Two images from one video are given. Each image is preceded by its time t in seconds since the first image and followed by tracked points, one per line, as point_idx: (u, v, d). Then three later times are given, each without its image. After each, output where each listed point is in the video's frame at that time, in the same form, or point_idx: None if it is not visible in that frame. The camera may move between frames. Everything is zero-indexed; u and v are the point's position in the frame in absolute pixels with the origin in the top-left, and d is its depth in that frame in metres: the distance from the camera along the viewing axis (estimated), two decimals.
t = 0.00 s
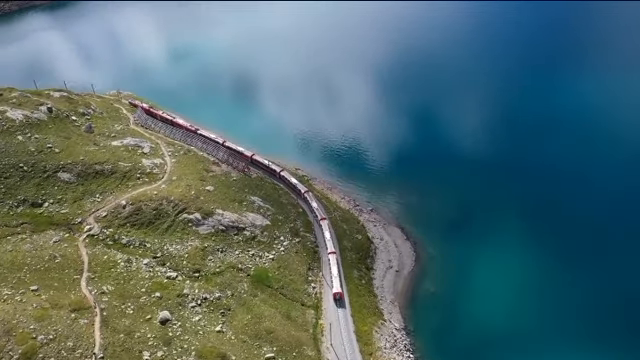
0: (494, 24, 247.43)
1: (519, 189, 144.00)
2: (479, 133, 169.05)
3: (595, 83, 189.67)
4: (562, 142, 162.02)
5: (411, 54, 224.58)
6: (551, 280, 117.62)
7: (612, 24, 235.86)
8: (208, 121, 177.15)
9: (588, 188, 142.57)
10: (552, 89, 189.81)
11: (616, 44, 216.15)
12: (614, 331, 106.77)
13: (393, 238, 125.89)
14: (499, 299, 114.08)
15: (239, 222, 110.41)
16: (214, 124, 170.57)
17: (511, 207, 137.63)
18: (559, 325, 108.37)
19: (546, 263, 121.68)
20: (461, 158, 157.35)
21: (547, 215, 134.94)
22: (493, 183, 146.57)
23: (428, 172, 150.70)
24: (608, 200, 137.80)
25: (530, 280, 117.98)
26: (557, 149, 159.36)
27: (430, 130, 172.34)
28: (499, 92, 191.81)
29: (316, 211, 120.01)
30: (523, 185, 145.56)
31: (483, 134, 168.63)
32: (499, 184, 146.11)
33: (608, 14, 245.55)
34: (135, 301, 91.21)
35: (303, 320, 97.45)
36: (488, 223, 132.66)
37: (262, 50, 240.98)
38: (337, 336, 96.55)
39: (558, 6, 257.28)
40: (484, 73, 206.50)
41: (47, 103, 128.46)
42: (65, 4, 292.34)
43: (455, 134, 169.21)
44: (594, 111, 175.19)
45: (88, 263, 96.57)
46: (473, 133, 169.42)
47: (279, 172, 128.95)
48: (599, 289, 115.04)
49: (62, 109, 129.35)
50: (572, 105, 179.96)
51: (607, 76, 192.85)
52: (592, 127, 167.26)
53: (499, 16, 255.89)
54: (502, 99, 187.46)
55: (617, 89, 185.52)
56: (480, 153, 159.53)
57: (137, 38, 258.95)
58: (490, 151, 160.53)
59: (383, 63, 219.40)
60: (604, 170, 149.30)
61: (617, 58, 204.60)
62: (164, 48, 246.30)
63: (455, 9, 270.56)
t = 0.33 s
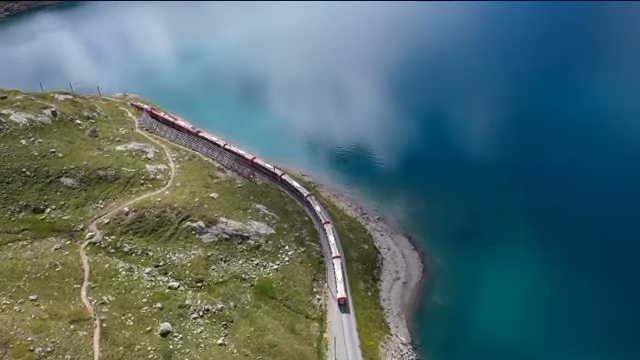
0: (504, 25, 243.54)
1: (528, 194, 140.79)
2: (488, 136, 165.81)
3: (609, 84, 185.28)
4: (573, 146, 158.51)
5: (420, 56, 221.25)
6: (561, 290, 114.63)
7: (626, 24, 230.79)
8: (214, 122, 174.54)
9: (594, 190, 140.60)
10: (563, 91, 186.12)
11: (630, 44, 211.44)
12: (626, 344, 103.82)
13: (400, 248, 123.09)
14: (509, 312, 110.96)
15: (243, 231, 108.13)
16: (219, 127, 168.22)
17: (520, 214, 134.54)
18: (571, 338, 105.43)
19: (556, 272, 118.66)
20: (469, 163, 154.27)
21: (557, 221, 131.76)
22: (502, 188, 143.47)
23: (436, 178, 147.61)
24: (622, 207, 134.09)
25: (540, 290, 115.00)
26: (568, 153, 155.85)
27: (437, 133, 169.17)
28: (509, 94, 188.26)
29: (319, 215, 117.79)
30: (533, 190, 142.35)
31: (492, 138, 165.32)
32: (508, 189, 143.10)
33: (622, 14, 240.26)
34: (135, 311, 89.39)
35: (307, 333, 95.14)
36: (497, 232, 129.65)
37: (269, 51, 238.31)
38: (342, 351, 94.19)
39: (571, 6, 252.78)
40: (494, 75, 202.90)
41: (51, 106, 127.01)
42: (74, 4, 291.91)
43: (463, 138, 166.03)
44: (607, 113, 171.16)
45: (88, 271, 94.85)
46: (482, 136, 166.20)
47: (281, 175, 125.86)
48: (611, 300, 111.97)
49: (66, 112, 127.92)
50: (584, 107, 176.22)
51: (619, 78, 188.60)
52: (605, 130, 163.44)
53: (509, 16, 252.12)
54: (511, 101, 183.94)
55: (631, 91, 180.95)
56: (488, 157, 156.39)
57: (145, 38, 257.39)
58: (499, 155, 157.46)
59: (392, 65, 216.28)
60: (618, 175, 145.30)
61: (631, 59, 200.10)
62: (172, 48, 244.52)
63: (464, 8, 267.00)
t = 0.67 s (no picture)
0: (515, 25, 239.55)
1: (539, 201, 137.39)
2: (498, 141, 162.30)
3: (622, 86, 181.10)
4: (585, 151, 154.64)
5: (429, 56, 217.80)
6: (573, 303, 111.34)
7: None
8: (220, 125, 172.13)
9: (607, 197, 136.79)
10: (574, 93, 181.92)
11: None
12: None
13: (407, 259, 120.34)
14: (519, 325, 107.84)
15: (247, 240, 105.87)
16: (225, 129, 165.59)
17: (530, 222, 131.26)
18: (583, 353, 102.36)
19: (567, 283, 115.36)
20: (478, 168, 151.03)
21: (568, 229, 128.33)
22: (512, 195, 140.18)
23: (445, 184, 144.47)
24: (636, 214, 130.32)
25: (551, 302, 111.78)
26: (579, 158, 151.99)
27: (445, 137, 165.79)
28: (519, 96, 184.42)
29: (322, 219, 115.95)
30: (543, 196, 138.96)
31: (501, 142, 161.76)
32: (518, 196, 139.83)
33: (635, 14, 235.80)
34: (135, 323, 87.62)
35: (311, 347, 92.64)
36: (506, 241, 126.48)
37: (276, 52, 235.76)
38: None
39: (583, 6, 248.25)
40: (504, 76, 199.07)
41: (55, 110, 125.66)
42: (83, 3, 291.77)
43: (471, 142, 162.71)
44: (620, 115, 166.99)
45: (89, 281, 93.09)
46: (491, 140, 162.68)
47: (283, 179, 123.93)
48: (624, 311, 108.58)
49: (70, 116, 126.50)
50: (596, 109, 172.04)
51: (632, 80, 184.18)
52: (618, 133, 159.39)
53: (519, 16, 248.20)
54: (521, 104, 180.23)
55: None
56: (498, 163, 152.95)
57: (153, 38, 255.99)
58: (509, 159, 154.01)
59: (400, 66, 213.05)
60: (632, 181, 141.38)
61: None
62: (179, 48, 242.75)
63: (473, 8, 263.43)
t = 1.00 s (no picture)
0: (525, 26, 235.52)
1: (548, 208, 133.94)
2: (507, 144, 158.54)
3: (634, 87, 177.20)
4: (597, 155, 150.88)
5: (437, 57, 214.34)
6: (584, 316, 108.34)
7: None
8: (225, 128, 168.99)
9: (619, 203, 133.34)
10: (585, 95, 177.84)
11: None
12: None
13: (414, 270, 117.65)
14: (528, 340, 104.89)
15: (250, 250, 103.59)
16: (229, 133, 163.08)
17: (539, 231, 127.91)
18: None
19: (578, 296, 112.39)
20: (486, 173, 147.46)
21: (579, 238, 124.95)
22: (521, 202, 136.69)
23: (453, 190, 140.97)
24: None
25: (562, 316, 108.73)
26: (591, 163, 148.34)
27: (453, 140, 162.14)
28: (530, 98, 180.47)
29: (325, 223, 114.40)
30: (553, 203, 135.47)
31: (510, 145, 157.93)
32: (527, 203, 136.33)
33: None
34: (135, 335, 85.75)
35: None
36: (516, 251, 123.25)
37: (282, 52, 233.12)
38: None
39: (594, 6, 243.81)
40: (513, 78, 195.10)
41: (58, 113, 124.20)
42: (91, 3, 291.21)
43: (480, 145, 159.06)
44: (633, 118, 163.06)
45: (88, 290, 91.23)
46: (500, 144, 158.99)
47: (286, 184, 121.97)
48: (635, 326, 105.68)
49: (73, 120, 125.00)
50: (608, 113, 168.13)
51: None
52: (630, 137, 155.61)
53: (529, 16, 243.99)
54: (531, 106, 176.22)
55: None
56: (507, 167, 149.37)
57: (159, 38, 254.64)
58: (518, 164, 150.29)
59: (409, 66, 209.82)
60: None
61: None
62: (185, 48, 240.99)
63: (482, 9, 259.87)
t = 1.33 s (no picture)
0: (536, 26, 231.29)
1: (560, 217, 130.11)
2: (518, 149, 154.40)
3: None
4: (609, 160, 147.09)
5: (447, 58, 210.63)
6: (596, 330, 105.26)
7: None
8: (231, 131, 166.61)
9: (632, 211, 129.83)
10: (599, 98, 173.30)
11: None
12: None
13: (422, 282, 114.91)
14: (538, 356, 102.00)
15: (254, 260, 101.34)
16: (235, 137, 160.83)
17: (550, 241, 124.28)
18: None
19: (590, 311, 109.02)
20: (496, 180, 143.63)
21: (591, 249, 121.25)
22: (531, 210, 132.92)
23: (461, 198, 137.36)
24: None
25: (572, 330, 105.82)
26: (603, 168, 144.56)
27: (462, 145, 158.21)
28: (542, 101, 176.04)
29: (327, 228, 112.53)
30: (564, 211, 131.58)
31: (521, 150, 153.80)
32: (538, 211, 132.54)
33: None
34: (134, 347, 84.08)
35: None
36: (526, 263, 119.88)
37: (291, 53, 230.47)
38: None
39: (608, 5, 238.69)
40: (525, 80, 190.76)
41: (62, 117, 122.81)
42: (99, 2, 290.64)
43: (490, 150, 155.07)
44: None
45: (88, 300, 89.49)
46: (511, 149, 154.88)
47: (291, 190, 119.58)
48: None
49: (77, 123, 123.50)
50: (622, 117, 163.57)
51: None
52: None
53: (542, 16, 239.49)
54: (543, 109, 171.81)
55: None
56: (518, 173, 145.61)
57: (167, 38, 253.20)
58: (529, 170, 146.26)
59: (418, 67, 206.40)
60: None
61: None
62: (193, 48, 239.33)
63: (494, 9, 255.57)
